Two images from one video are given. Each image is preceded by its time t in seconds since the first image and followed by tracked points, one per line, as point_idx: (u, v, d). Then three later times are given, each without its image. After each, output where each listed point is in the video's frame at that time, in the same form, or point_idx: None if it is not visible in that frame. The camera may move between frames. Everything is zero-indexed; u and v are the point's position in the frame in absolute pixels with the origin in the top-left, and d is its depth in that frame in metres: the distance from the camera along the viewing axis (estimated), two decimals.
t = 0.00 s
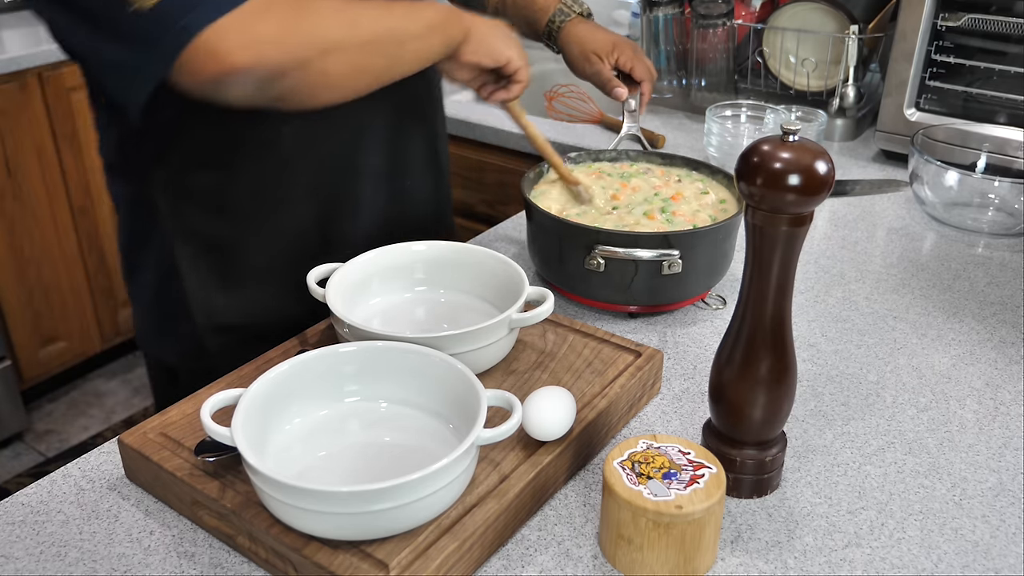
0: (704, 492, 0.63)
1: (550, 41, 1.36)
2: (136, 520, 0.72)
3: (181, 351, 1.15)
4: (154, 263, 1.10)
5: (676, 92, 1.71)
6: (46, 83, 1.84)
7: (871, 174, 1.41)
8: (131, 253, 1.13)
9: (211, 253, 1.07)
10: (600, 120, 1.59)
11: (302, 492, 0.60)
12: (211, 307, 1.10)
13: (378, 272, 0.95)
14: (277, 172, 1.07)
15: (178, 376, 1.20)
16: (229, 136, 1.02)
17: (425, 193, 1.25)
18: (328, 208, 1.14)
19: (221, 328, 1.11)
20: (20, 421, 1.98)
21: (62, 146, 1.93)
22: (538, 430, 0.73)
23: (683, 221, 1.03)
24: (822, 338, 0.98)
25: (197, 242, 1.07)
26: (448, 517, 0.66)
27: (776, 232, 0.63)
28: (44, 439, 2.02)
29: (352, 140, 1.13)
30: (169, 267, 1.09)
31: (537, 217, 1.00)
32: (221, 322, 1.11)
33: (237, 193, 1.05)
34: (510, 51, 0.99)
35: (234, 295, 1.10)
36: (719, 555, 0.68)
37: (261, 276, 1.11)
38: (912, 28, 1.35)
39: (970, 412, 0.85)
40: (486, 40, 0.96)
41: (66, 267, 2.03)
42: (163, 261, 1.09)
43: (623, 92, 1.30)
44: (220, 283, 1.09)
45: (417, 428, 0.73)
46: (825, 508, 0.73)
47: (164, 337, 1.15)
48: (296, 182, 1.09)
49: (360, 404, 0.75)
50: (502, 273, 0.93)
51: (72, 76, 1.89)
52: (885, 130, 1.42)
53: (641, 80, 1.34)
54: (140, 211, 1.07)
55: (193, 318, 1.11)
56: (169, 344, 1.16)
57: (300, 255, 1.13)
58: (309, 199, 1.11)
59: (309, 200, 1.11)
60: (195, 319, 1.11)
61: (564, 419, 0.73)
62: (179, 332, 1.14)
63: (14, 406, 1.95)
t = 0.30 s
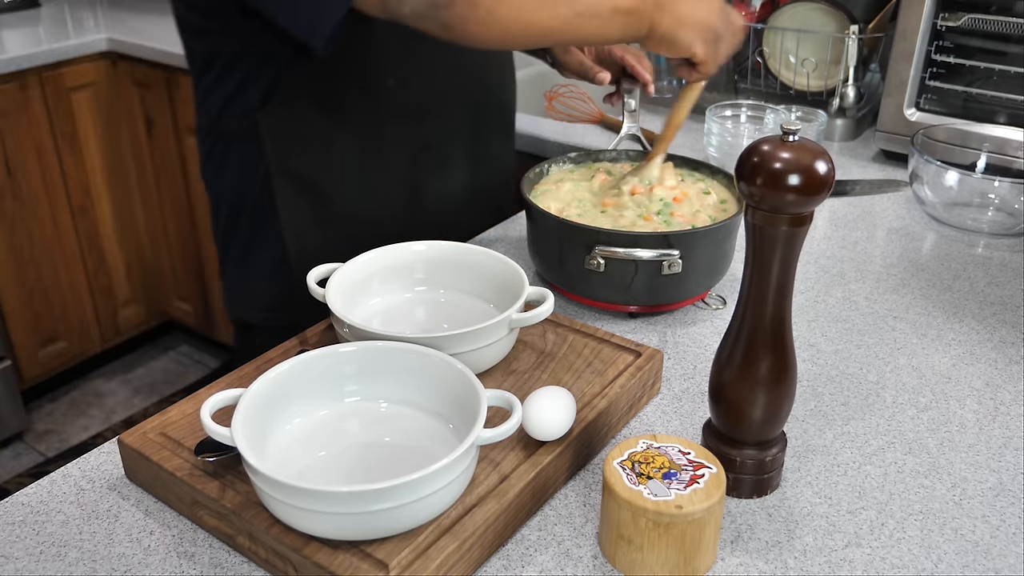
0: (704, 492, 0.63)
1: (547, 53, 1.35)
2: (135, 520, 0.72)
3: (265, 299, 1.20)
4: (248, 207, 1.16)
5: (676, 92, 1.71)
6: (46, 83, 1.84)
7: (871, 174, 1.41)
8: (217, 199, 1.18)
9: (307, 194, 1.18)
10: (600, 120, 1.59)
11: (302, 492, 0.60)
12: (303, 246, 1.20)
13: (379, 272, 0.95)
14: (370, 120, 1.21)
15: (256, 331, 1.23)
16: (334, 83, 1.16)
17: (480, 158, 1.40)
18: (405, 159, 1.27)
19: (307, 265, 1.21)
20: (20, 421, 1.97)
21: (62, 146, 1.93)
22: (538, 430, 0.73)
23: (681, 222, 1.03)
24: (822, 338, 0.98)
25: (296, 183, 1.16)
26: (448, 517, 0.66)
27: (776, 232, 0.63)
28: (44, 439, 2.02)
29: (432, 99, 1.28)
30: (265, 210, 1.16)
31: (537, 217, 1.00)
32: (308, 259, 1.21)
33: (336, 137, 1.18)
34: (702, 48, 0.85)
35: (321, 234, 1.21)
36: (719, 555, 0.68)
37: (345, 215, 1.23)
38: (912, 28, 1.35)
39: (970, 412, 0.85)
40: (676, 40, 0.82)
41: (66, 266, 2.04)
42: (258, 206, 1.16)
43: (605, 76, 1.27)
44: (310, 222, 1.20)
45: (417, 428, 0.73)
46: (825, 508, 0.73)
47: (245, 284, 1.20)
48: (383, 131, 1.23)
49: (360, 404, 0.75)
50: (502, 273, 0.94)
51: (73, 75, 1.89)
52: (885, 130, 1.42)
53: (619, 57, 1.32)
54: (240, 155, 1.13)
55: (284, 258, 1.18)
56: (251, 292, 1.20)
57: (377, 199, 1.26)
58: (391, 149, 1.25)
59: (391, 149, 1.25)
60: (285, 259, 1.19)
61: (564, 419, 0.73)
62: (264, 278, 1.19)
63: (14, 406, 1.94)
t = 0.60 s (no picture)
0: (704, 492, 0.63)
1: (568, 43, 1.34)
2: (135, 520, 0.72)
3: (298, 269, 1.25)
4: (286, 177, 1.21)
5: (676, 92, 1.71)
6: (46, 83, 1.84)
7: (871, 174, 1.41)
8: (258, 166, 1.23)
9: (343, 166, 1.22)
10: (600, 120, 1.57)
11: (302, 492, 0.60)
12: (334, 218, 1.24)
13: (379, 272, 0.95)
14: (412, 99, 1.25)
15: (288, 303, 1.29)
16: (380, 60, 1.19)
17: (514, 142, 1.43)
18: (441, 139, 1.31)
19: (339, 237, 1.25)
20: (20, 420, 1.97)
21: (62, 146, 1.93)
22: (538, 430, 0.73)
23: (680, 222, 1.03)
24: (822, 338, 0.98)
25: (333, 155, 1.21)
26: (448, 517, 0.66)
27: (776, 232, 0.63)
28: (44, 439, 2.02)
29: (471, 79, 1.31)
30: (302, 180, 1.21)
31: (537, 217, 1.00)
32: (340, 231, 1.25)
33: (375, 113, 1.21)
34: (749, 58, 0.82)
35: (354, 207, 1.25)
36: (719, 555, 0.68)
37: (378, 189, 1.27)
38: (912, 28, 1.35)
39: (970, 413, 0.85)
40: (726, 50, 0.80)
41: (66, 265, 2.04)
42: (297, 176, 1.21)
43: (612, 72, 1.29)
44: (344, 193, 1.24)
45: (417, 427, 0.73)
46: (825, 508, 0.73)
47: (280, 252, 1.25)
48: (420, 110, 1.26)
49: (360, 404, 0.75)
50: (502, 273, 0.93)
51: (72, 76, 1.89)
52: (885, 130, 1.42)
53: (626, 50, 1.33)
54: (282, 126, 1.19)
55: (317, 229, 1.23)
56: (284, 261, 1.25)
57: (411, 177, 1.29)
58: (429, 127, 1.28)
59: (429, 128, 1.28)
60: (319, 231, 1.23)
61: (564, 419, 0.73)
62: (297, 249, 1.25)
63: (14, 406, 1.94)
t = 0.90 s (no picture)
0: (704, 492, 0.63)
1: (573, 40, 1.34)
2: (135, 520, 0.72)
3: (292, 264, 1.28)
4: (285, 171, 1.22)
5: (676, 92, 1.71)
6: (46, 84, 1.84)
7: (871, 174, 1.41)
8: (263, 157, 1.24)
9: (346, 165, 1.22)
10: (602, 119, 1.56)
11: (302, 492, 0.60)
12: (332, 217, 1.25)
13: (379, 272, 0.95)
14: (415, 100, 1.23)
15: (288, 294, 1.32)
16: (386, 60, 1.17)
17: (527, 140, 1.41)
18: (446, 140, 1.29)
19: (337, 235, 1.26)
20: (20, 420, 1.97)
21: (63, 146, 1.93)
22: (538, 429, 0.73)
23: (675, 223, 1.03)
24: (822, 338, 0.98)
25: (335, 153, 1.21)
26: (448, 517, 0.66)
27: (776, 232, 0.63)
28: (44, 439, 2.02)
29: (478, 79, 1.29)
30: (301, 175, 1.22)
31: (537, 217, 1.00)
32: (339, 231, 1.26)
33: (378, 115, 1.20)
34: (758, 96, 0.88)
35: (354, 207, 1.25)
36: (719, 555, 0.68)
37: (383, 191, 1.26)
38: (912, 29, 1.34)
39: (970, 412, 0.85)
40: (735, 85, 0.87)
41: (66, 265, 2.04)
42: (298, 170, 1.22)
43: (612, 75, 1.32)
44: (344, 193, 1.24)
45: (417, 427, 0.73)
46: (825, 508, 0.73)
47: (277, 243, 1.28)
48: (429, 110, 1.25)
49: (360, 404, 0.75)
50: (502, 274, 0.93)
51: (72, 76, 1.89)
52: (885, 130, 1.42)
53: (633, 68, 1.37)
54: (284, 120, 1.20)
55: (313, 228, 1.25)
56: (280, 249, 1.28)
57: (415, 180, 1.28)
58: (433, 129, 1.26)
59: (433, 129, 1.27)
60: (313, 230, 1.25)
61: (564, 419, 0.73)
62: (291, 242, 1.27)
63: (14, 406, 1.94)
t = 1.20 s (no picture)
0: (704, 492, 0.63)
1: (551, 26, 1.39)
2: (135, 520, 0.72)
3: (269, 266, 1.27)
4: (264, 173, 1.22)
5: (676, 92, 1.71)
6: (46, 83, 1.84)
7: (871, 174, 1.41)
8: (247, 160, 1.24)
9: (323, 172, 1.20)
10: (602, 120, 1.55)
11: (303, 492, 0.60)
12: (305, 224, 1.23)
13: (379, 272, 0.95)
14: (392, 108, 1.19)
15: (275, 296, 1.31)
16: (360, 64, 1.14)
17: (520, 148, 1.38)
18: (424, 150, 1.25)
19: (313, 243, 1.24)
20: (20, 420, 1.97)
21: (63, 146, 1.93)
22: (538, 429, 0.73)
23: (675, 223, 1.03)
24: (822, 338, 0.98)
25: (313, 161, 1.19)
26: (448, 517, 0.66)
27: (776, 232, 0.63)
28: (44, 439, 2.02)
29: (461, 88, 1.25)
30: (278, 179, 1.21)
31: (537, 217, 1.00)
32: (313, 238, 1.24)
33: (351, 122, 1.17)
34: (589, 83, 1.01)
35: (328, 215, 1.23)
36: (719, 555, 0.68)
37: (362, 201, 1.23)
38: (912, 29, 1.35)
39: (970, 413, 0.85)
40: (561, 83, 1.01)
41: (66, 265, 2.04)
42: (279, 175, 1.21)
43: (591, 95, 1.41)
44: (321, 201, 1.22)
45: (417, 427, 0.73)
46: (825, 508, 0.73)
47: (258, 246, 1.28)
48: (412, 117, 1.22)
49: (360, 404, 0.75)
50: (502, 274, 0.93)
51: (72, 76, 1.89)
52: (885, 130, 1.42)
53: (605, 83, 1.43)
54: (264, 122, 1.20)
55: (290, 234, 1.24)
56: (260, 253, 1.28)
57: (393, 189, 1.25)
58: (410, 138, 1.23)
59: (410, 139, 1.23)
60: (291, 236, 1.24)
61: (564, 419, 0.73)
62: (269, 247, 1.27)
63: (14, 406, 1.94)
